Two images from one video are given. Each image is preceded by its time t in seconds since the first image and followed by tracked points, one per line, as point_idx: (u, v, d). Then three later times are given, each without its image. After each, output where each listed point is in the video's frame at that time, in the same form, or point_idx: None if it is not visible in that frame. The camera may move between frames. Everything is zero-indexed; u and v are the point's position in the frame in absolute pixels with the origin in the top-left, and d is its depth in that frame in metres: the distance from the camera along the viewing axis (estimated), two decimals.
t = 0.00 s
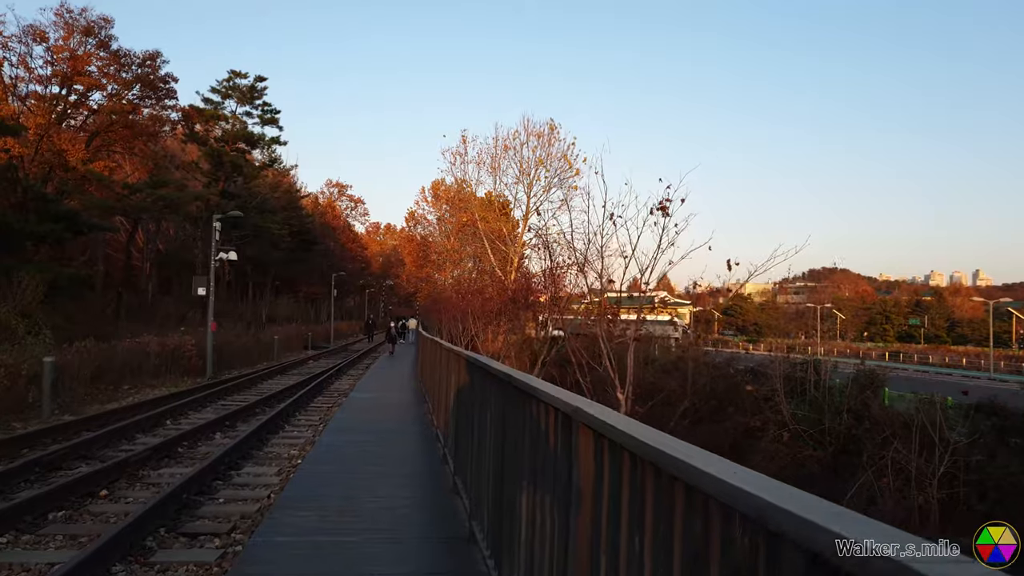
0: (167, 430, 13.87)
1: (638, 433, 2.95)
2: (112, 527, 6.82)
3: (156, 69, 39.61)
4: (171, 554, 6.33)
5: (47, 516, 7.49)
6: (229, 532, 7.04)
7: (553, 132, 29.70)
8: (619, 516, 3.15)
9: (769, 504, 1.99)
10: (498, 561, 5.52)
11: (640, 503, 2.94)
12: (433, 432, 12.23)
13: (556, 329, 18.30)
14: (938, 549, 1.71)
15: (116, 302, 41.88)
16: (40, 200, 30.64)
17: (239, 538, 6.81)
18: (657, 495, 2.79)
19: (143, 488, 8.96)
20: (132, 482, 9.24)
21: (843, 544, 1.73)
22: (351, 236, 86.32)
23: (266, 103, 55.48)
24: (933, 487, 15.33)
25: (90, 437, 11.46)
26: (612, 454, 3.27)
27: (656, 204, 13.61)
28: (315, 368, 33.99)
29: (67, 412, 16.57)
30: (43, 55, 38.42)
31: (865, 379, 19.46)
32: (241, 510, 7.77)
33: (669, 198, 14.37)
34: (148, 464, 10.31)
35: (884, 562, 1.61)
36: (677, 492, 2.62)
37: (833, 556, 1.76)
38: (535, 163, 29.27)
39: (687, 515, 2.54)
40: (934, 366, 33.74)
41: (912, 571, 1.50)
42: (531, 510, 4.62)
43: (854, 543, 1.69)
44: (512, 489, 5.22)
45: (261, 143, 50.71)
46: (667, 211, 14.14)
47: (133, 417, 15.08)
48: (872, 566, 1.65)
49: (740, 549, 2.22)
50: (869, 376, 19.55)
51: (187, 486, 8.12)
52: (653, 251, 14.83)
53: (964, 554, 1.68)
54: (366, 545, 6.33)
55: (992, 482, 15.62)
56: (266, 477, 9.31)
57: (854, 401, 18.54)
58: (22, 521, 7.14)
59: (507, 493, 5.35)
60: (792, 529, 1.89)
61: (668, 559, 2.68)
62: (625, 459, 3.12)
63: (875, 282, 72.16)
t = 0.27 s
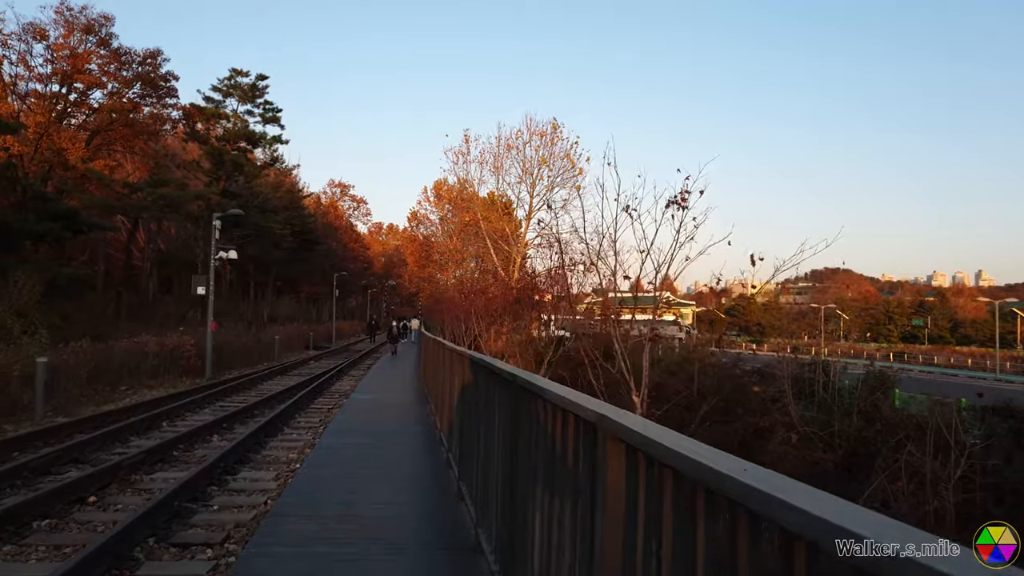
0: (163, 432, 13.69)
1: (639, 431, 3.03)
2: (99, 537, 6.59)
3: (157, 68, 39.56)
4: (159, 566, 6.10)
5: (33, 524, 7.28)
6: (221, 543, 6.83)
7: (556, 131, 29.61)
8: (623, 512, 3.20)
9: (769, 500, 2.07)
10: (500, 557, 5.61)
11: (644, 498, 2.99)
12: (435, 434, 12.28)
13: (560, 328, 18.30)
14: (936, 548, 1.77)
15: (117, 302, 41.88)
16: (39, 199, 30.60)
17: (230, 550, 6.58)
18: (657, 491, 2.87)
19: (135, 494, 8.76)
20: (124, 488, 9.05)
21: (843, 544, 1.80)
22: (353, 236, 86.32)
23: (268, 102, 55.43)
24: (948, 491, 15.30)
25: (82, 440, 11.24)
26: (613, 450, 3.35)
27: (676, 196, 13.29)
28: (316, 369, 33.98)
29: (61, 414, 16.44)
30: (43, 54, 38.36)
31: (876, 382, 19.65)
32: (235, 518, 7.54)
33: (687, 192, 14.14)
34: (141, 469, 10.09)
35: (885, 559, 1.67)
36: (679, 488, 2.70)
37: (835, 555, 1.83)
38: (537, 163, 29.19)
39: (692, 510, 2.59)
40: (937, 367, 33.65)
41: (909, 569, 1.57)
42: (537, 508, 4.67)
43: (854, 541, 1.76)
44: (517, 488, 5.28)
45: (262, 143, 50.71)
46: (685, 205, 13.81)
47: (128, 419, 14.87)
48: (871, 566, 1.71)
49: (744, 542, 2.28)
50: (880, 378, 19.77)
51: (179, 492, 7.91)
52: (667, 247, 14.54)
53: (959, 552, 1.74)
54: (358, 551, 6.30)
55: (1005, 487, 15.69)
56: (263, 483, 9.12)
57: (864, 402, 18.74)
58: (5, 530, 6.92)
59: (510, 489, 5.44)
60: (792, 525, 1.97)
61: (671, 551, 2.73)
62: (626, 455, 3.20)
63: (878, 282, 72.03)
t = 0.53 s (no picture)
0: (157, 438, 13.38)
1: (640, 430, 2.93)
2: (85, 552, 6.24)
3: (158, 65, 39.42)
4: None
5: (17, 538, 6.94)
6: (216, 558, 6.48)
7: (560, 130, 29.47)
8: (623, 515, 3.10)
9: (763, 500, 1.97)
10: (502, 559, 5.51)
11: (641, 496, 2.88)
12: (439, 437, 12.14)
13: (564, 328, 18.19)
14: (939, 549, 1.67)
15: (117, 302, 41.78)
16: (39, 197, 30.55)
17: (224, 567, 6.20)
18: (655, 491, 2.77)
19: (126, 504, 8.42)
20: (116, 497, 8.71)
21: (842, 545, 1.69)
22: (356, 236, 86.29)
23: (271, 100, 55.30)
24: (966, 497, 15.32)
25: (75, 446, 10.90)
26: (616, 450, 3.25)
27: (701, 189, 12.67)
28: (318, 369, 33.88)
29: (54, 417, 16.21)
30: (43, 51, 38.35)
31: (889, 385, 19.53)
32: (231, 531, 7.18)
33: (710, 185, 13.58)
34: (134, 477, 9.76)
35: (884, 561, 1.57)
36: (676, 489, 2.60)
37: (832, 558, 1.73)
38: (542, 162, 29.06)
39: (692, 511, 2.48)
40: (945, 368, 33.45)
41: (907, 571, 1.47)
42: (536, 509, 4.57)
43: (852, 542, 1.65)
44: (514, 487, 5.17)
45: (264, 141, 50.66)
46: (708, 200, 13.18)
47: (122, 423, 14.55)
48: (870, 571, 1.60)
49: (740, 542, 2.19)
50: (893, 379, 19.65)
51: (175, 503, 7.60)
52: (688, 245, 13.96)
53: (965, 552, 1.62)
54: (348, 550, 6.17)
55: None
56: (262, 492, 8.84)
57: (877, 405, 18.74)
58: None
59: (510, 490, 5.35)
60: (786, 525, 1.87)
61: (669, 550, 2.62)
62: (627, 455, 3.10)
63: (885, 283, 71.70)
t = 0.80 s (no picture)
0: (151, 443, 13.24)
1: (639, 428, 2.98)
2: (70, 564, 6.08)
3: (157, 65, 39.46)
4: None
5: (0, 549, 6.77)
6: (206, 572, 6.32)
7: (561, 130, 29.43)
8: (620, 508, 3.16)
9: (766, 498, 2.03)
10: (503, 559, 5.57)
11: (641, 492, 2.95)
12: (440, 440, 12.17)
13: (565, 330, 18.16)
14: (939, 547, 1.72)
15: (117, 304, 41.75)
16: (37, 197, 30.53)
17: None
18: (656, 487, 2.83)
19: (113, 513, 8.26)
20: (103, 506, 8.54)
21: (844, 543, 1.75)
22: (357, 238, 86.29)
23: (271, 101, 55.31)
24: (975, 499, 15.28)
25: (65, 452, 10.75)
26: (613, 448, 3.31)
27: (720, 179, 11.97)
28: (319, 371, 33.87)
29: (47, 421, 16.07)
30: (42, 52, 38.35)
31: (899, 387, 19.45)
32: (223, 543, 7.01)
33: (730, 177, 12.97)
34: (125, 484, 9.62)
35: (886, 560, 1.62)
36: (676, 485, 2.66)
37: (837, 557, 1.78)
38: (544, 163, 29.00)
39: (691, 504, 2.55)
40: (948, 368, 33.34)
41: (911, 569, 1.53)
42: (535, 504, 4.63)
43: (853, 541, 1.70)
44: (515, 487, 5.23)
45: (264, 142, 50.64)
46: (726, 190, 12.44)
47: (116, 427, 14.41)
48: (873, 568, 1.66)
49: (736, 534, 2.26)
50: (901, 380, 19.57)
51: (164, 513, 7.45)
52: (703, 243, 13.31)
53: (966, 552, 1.67)
54: (355, 557, 6.18)
55: None
56: (257, 500, 8.69)
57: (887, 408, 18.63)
58: None
59: (509, 489, 5.40)
60: (789, 521, 1.92)
61: (669, 547, 2.68)
62: (625, 453, 3.15)
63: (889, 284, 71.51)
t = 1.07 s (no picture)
0: (142, 449, 13.02)
1: (639, 433, 3.04)
2: None
3: (156, 63, 39.35)
4: None
5: None
6: None
7: (564, 130, 29.32)
8: (622, 515, 3.21)
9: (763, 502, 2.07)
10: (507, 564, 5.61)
11: (646, 497, 2.97)
12: (443, 445, 12.17)
13: (568, 330, 18.17)
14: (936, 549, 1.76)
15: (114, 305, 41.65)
16: (34, 196, 30.43)
17: None
18: (656, 490, 2.87)
19: (96, 524, 8.03)
20: (87, 517, 8.32)
21: (843, 545, 1.78)
22: (359, 238, 86.26)
23: (271, 99, 55.22)
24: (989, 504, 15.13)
25: (49, 459, 10.54)
26: (615, 454, 3.35)
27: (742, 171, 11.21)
28: (319, 373, 33.79)
29: (37, 424, 15.86)
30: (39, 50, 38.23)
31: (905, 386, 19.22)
32: (212, 557, 6.77)
33: (753, 168, 12.50)
34: (112, 494, 9.39)
35: (880, 560, 1.67)
36: (679, 491, 2.70)
37: (834, 558, 1.81)
38: (546, 162, 28.89)
39: (690, 511, 2.60)
40: (951, 369, 33.25)
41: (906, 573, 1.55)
42: (539, 511, 4.67)
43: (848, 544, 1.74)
44: (518, 492, 5.26)
45: (264, 140, 50.55)
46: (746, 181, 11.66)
47: (106, 433, 14.19)
48: (870, 569, 1.70)
49: (733, 542, 2.31)
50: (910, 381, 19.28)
51: (149, 526, 7.22)
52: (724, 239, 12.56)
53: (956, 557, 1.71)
54: (363, 567, 6.19)
55: None
56: (249, 510, 8.47)
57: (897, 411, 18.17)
58: None
59: (514, 494, 5.44)
60: (789, 526, 1.96)
61: (671, 550, 2.73)
62: (626, 459, 3.19)
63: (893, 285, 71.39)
